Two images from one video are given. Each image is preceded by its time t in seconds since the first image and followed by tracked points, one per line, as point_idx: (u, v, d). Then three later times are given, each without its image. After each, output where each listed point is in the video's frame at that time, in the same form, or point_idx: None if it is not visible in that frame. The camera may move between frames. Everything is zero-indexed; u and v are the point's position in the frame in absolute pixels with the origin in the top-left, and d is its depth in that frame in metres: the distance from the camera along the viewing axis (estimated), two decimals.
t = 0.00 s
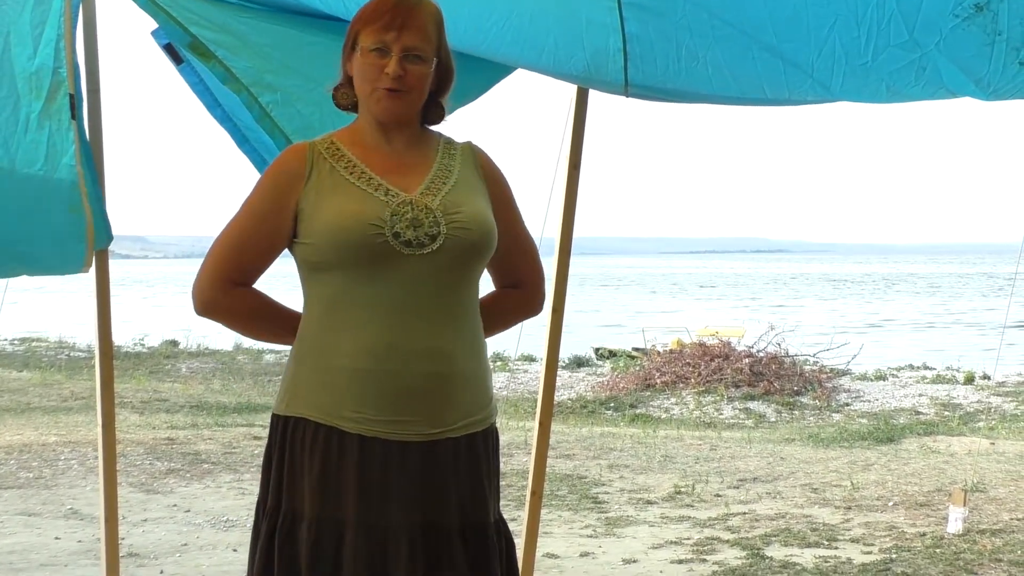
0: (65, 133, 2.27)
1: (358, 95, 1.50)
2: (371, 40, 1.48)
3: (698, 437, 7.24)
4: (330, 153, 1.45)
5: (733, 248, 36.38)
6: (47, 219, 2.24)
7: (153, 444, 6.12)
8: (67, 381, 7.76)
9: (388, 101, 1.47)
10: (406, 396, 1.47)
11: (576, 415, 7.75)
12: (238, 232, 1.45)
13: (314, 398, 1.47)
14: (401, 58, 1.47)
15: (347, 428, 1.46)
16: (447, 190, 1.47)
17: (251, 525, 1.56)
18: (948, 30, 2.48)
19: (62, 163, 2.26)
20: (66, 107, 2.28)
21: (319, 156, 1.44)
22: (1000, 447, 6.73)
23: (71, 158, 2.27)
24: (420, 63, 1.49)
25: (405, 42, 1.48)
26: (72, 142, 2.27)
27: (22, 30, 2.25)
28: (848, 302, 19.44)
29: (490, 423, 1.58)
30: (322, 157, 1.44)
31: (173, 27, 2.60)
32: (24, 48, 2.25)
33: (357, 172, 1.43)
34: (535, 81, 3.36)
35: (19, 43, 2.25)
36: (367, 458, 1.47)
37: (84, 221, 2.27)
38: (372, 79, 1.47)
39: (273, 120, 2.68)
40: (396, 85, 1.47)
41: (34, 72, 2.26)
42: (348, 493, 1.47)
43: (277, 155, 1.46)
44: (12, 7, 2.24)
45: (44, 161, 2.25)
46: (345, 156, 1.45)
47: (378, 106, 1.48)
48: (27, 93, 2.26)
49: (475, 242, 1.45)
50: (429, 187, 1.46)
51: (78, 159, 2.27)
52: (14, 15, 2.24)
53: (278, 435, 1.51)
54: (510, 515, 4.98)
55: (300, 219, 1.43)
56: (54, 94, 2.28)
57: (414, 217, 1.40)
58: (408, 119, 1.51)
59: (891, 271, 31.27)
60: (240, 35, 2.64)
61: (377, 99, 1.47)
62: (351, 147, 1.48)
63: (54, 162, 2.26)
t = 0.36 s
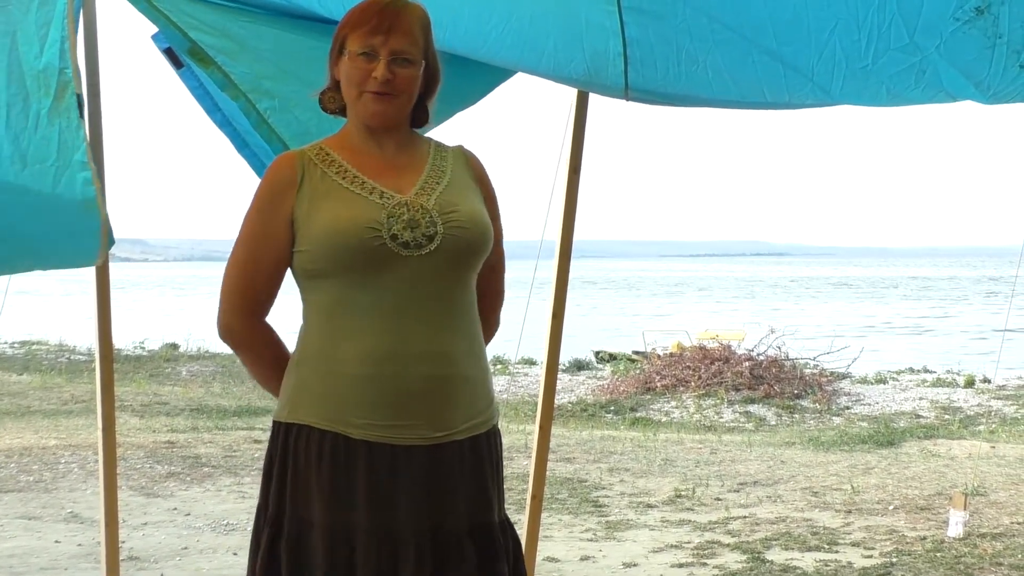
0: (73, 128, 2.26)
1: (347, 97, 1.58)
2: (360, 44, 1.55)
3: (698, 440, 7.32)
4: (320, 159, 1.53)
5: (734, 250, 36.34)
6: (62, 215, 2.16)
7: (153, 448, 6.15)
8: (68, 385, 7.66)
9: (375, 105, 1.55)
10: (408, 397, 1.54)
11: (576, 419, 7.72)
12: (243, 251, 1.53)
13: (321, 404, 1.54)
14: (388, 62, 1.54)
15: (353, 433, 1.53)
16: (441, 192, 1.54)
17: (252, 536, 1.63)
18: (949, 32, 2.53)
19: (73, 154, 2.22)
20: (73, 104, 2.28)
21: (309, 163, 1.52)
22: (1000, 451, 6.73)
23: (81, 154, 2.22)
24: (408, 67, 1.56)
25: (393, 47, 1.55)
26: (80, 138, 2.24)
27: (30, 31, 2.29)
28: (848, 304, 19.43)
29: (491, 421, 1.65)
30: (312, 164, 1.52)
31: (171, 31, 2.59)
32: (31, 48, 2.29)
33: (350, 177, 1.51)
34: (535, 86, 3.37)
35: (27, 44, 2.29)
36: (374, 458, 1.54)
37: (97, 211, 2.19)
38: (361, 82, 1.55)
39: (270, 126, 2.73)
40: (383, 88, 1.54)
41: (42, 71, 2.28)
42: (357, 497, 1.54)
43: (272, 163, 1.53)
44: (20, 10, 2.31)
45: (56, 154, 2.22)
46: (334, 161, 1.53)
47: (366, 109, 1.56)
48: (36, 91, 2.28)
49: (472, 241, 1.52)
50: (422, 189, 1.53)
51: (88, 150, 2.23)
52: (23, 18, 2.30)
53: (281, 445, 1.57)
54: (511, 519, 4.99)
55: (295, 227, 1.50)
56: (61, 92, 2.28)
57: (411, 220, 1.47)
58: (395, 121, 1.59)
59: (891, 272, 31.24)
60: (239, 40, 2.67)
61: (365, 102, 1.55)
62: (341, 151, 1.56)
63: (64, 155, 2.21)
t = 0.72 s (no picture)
0: (82, 125, 2.43)
1: (357, 101, 1.66)
2: (374, 52, 1.64)
3: (699, 442, 7.36)
4: (328, 157, 1.61)
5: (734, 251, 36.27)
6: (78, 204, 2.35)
7: (154, 451, 6.24)
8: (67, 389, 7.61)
9: (384, 112, 1.64)
10: (405, 403, 1.63)
11: (576, 422, 7.70)
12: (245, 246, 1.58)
13: (318, 405, 1.60)
14: (400, 72, 1.63)
15: (348, 437, 1.61)
16: (444, 208, 1.66)
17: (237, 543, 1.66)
18: (949, 35, 2.59)
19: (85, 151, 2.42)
20: (81, 101, 2.44)
21: (317, 160, 1.60)
22: (1000, 454, 6.74)
23: (91, 147, 2.43)
24: (419, 78, 1.65)
25: (406, 58, 1.64)
26: (89, 133, 2.43)
27: (33, 29, 2.40)
28: (848, 307, 19.40)
29: (473, 431, 1.77)
30: (320, 162, 1.60)
31: (170, 36, 2.61)
32: (37, 46, 2.41)
33: (358, 181, 1.60)
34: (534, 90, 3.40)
35: (30, 41, 2.40)
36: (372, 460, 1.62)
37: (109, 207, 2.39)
38: (373, 89, 1.63)
39: (266, 132, 2.74)
40: (394, 97, 1.63)
41: (48, 68, 2.42)
42: (351, 498, 1.61)
43: (277, 157, 1.60)
44: (23, 9, 2.41)
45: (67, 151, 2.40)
46: (341, 161, 1.61)
47: (375, 115, 1.65)
48: (41, 88, 2.41)
49: (471, 256, 1.65)
50: (426, 203, 1.64)
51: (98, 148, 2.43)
52: (26, 16, 2.41)
53: (272, 449, 1.62)
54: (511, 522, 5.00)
55: (300, 224, 1.57)
56: (67, 89, 2.44)
57: (419, 232, 1.57)
58: (401, 130, 1.68)
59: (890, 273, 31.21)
60: (236, 46, 2.68)
61: (375, 109, 1.64)
62: (348, 152, 1.64)
63: (75, 152, 2.41)
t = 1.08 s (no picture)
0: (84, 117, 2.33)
1: (367, 117, 1.64)
2: (390, 77, 1.59)
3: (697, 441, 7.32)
4: (327, 163, 1.62)
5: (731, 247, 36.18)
6: (82, 198, 2.25)
7: (153, 448, 6.30)
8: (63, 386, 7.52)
9: (396, 134, 1.64)
10: (398, 406, 1.66)
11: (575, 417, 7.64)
12: (242, 250, 1.60)
13: (313, 407, 1.64)
14: (416, 102, 1.61)
15: (342, 440, 1.64)
16: (440, 217, 1.67)
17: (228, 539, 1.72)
18: (948, 31, 2.58)
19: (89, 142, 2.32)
20: (83, 93, 2.35)
21: (316, 165, 1.61)
22: (999, 451, 6.76)
23: (94, 139, 2.32)
24: (431, 103, 1.63)
25: (422, 87, 1.60)
26: (91, 124, 2.33)
27: (31, 22, 2.31)
28: (847, 302, 19.38)
29: (464, 426, 1.82)
30: (320, 168, 1.61)
31: (168, 32, 2.61)
32: (36, 38, 2.31)
33: (358, 192, 1.61)
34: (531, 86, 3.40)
35: (29, 33, 2.31)
36: (365, 464, 1.66)
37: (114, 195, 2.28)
38: (386, 115, 1.61)
39: (264, 127, 2.73)
40: (408, 125, 1.62)
41: (48, 61, 2.32)
42: (340, 502, 1.65)
43: (274, 159, 1.59)
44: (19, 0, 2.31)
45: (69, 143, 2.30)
46: (343, 169, 1.62)
47: (386, 136, 1.64)
48: (42, 80, 2.31)
49: (467, 267, 1.67)
50: (423, 213, 1.66)
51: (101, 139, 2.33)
52: (24, 7, 2.31)
53: (261, 443, 1.67)
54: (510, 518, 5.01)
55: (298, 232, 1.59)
56: (69, 81, 2.34)
57: (415, 249, 1.59)
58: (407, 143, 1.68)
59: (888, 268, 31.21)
60: (234, 41, 2.67)
61: (387, 132, 1.63)
62: (352, 164, 1.64)
63: (77, 143, 2.31)
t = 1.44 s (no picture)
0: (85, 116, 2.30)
1: (353, 129, 1.64)
2: (376, 92, 1.59)
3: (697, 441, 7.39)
4: (308, 178, 1.62)
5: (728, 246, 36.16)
6: (83, 195, 2.26)
7: (151, 449, 6.23)
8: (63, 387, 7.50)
9: (385, 143, 1.65)
10: (405, 409, 1.67)
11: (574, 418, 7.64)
12: (234, 272, 1.61)
13: (318, 416, 1.65)
14: (405, 111, 1.62)
15: (352, 444, 1.65)
16: (432, 216, 1.67)
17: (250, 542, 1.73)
18: (948, 31, 2.59)
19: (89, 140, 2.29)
20: (84, 91, 2.32)
21: (298, 183, 1.61)
22: (997, 451, 6.77)
23: (95, 137, 2.29)
24: (418, 108, 1.64)
25: (410, 97, 1.61)
26: (93, 122, 2.30)
27: (31, 21, 2.29)
28: (845, 301, 19.39)
29: (483, 418, 1.82)
30: (304, 186, 1.61)
31: (168, 31, 2.61)
32: (37, 37, 2.29)
33: (345, 206, 1.61)
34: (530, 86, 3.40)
35: (29, 33, 2.29)
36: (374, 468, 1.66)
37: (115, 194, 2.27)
38: (376, 127, 1.62)
39: (265, 126, 2.73)
40: (398, 133, 1.63)
41: (50, 60, 2.31)
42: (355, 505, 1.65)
43: (258, 182, 1.60)
44: None
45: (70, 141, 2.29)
46: (325, 183, 1.63)
47: (375, 145, 1.65)
48: (43, 79, 2.30)
49: (465, 263, 1.67)
50: (413, 214, 1.66)
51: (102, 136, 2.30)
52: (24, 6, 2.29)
53: (276, 451, 1.69)
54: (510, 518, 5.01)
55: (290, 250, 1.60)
56: (70, 79, 2.32)
57: (407, 253, 1.59)
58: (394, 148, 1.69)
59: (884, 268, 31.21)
60: (234, 40, 2.67)
61: (377, 142, 1.64)
62: (337, 177, 1.65)
63: (78, 142, 2.29)
